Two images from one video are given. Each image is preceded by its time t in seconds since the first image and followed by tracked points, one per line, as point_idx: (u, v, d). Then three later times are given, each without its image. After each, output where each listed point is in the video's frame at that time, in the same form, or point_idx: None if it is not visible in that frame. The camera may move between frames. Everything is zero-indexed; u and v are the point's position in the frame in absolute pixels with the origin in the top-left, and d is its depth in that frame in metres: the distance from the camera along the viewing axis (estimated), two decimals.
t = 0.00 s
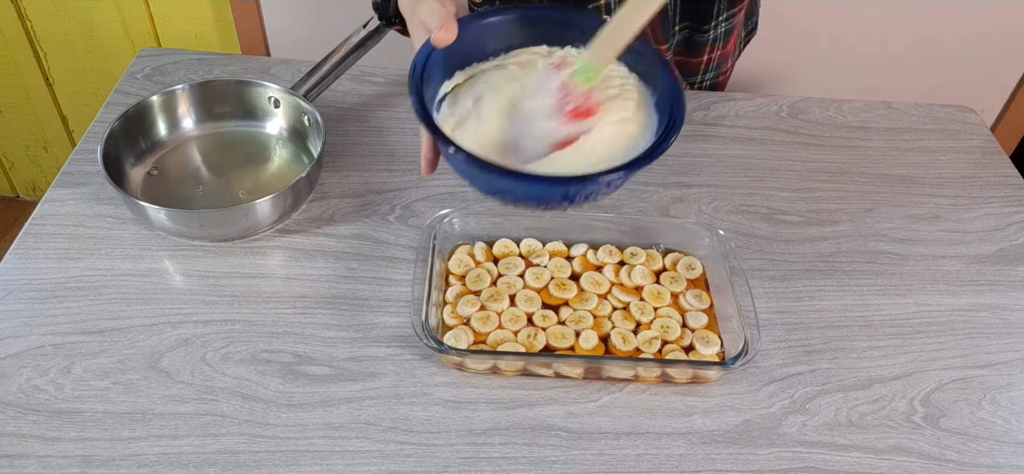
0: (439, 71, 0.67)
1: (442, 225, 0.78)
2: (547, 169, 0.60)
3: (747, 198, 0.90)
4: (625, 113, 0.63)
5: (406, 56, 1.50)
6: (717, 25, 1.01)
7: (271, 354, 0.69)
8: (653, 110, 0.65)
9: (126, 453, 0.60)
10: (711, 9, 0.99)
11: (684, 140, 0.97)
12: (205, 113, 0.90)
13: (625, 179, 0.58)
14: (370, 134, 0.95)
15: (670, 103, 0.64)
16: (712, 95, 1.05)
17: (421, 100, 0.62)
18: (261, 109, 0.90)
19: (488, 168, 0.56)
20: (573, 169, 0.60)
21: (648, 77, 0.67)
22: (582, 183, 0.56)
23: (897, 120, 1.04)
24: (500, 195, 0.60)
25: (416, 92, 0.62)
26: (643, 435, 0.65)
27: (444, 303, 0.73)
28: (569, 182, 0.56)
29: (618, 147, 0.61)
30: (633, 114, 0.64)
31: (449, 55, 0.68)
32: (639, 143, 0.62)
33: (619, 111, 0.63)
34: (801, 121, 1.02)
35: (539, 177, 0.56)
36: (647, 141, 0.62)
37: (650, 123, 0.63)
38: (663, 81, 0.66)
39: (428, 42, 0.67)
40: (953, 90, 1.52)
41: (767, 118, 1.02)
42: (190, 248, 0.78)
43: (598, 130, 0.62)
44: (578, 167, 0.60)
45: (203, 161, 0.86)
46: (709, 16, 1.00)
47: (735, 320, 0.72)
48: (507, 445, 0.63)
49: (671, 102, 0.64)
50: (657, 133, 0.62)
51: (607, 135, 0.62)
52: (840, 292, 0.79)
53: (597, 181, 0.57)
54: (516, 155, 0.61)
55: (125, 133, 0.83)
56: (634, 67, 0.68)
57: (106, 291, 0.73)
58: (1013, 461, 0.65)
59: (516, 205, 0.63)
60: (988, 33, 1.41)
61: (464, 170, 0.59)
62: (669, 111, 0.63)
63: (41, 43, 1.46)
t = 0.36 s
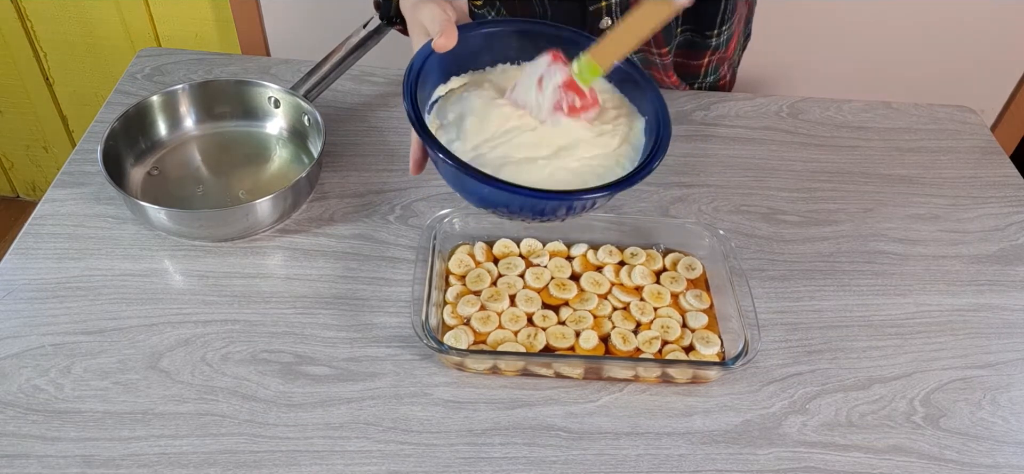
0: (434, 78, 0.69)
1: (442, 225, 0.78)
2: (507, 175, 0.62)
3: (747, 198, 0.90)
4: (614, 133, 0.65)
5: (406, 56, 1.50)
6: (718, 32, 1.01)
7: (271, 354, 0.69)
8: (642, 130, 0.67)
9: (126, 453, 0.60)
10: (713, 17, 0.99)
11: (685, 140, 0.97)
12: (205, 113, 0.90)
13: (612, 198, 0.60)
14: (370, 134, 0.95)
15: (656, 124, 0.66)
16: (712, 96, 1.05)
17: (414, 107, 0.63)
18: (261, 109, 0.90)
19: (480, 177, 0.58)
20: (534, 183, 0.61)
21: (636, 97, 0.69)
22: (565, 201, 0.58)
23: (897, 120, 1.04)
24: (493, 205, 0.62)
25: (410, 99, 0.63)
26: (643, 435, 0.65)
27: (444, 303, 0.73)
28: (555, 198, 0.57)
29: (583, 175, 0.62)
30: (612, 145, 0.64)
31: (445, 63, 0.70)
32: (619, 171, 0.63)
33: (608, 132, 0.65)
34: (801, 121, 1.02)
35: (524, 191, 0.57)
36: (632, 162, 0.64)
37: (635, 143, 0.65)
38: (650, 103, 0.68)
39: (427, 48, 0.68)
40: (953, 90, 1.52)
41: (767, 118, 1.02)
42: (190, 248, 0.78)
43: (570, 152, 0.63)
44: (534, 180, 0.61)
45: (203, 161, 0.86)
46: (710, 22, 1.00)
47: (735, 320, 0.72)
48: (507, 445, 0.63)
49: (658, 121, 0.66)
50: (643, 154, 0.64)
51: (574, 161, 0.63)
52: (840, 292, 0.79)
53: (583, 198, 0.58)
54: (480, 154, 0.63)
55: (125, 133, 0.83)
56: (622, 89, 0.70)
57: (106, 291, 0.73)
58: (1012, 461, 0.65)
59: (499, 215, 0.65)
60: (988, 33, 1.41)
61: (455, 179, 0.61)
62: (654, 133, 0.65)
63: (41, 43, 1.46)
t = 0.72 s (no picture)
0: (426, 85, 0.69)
1: (442, 225, 0.78)
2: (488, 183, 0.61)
3: (747, 198, 0.90)
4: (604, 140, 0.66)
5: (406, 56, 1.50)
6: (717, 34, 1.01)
7: (271, 354, 0.69)
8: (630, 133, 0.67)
9: (126, 453, 0.60)
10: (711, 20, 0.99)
11: (685, 140, 0.97)
12: (205, 113, 0.90)
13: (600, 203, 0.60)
14: (370, 134, 0.95)
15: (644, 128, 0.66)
16: (712, 95, 1.05)
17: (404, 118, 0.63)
18: (261, 109, 0.90)
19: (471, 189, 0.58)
20: (516, 189, 0.61)
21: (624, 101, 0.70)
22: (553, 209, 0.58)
23: (897, 120, 1.04)
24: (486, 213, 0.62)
25: (400, 108, 0.64)
26: (643, 435, 0.65)
27: (444, 303, 0.73)
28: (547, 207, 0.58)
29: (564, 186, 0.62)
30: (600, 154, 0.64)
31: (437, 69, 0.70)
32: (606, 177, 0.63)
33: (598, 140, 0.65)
34: (801, 121, 1.02)
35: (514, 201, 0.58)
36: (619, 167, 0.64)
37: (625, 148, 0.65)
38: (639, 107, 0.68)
39: (417, 57, 0.69)
40: (953, 89, 1.52)
41: (767, 118, 1.02)
42: (190, 247, 0.78)
43: (552, 161, 0.63)
44: (514, 188, 0.61)
45: (203, 161, 0.86)
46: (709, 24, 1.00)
47: (735, 320, 0.72)
48: (507, 445, 0.63)
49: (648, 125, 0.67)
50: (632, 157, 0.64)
51: (556, 171, 0.62)
52: (840, 292, 0.79)
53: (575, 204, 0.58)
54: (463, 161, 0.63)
55: (125, 133, 0.83)
56: (611, 92, 0.70)
57: (106, 291, 0.73)
58: (1013, 461, 0.65)
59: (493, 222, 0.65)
60: (988, 33, 1.41)
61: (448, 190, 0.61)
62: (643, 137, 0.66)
63: (41, 43, 1.46)
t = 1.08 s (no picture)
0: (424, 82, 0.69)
1: (442, 226, 0.78)
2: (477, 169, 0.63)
3: (747, 198, 0.90)
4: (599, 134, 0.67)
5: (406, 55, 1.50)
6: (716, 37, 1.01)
7: (271, 354, 0.69)
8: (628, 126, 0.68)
9: (126, 453, 0.60)
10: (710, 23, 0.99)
11: (685, 141, 0.97)
12: (205, 113, 0.90)
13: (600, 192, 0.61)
14: (370, 134, 0.95)
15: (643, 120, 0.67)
16: (712, 95, 1.05)
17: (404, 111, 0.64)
18: (261, 109, 0.90)
19: (475, 180, 0.59)
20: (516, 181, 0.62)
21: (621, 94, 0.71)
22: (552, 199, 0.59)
23: (897, 120, 1.04)
24: (487, 205, 0.62)
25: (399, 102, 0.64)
26: (643, 435, 0.65)
27: (444, 303, 0.73)
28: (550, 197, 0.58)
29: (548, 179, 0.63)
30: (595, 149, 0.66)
31: (435, 67, 0.71)
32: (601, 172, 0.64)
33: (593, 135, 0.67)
34: (801, 121, 1.02)
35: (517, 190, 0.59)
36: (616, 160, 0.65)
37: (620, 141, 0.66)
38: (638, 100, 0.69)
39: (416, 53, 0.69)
40: (954, 89, 1.52)
41: (767, 118, 1.02)
42: (190, 248, 0.78)
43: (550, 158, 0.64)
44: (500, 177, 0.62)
45: (203, 161, 0.86)
46: (708, 27, 1.00)
47: (735, 320, 0.72)
48: (507, 445, 0.63)
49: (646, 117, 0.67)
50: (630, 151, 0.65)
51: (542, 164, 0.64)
52: (840, 292, 0.79)
53: (574, 194, 0.59)
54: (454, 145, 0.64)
55: (125, 133, 0.83)
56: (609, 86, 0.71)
57: (106, 291, 0.73)
58: (1013, 461, 0.65)
59: (493, 213, 0.65)
60: (988, 32, 1.41)
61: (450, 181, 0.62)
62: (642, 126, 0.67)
63: (41, 43, 1.46)
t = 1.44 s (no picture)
0: (428, 79, 0.70)
1: (442, 225, 0.78)
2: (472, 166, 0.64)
3: (747, 198, 0.90)
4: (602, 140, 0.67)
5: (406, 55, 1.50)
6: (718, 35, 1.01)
7: (271, 354, 0.69)
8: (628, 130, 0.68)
9: (126, 453, 0.60)
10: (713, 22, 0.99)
11: (685, 140, 0.97)
12: (205, 113, 0.90)
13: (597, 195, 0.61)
14: (370, 134, 0.95)
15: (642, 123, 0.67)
16: (712, 95, 1.05)
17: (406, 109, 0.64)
18: (261, 109, 0.90)
19: (471, 178, 0.59)
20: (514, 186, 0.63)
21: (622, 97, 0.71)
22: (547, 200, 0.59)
23: (897, 120, 1.04)
24: (487, 204, 0.62)
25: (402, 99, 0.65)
26: (643, 435, 0.65)
27: (444, 303, 0.73)
28: (544, 197, 0.59)
29: (536, 181, 0.63)
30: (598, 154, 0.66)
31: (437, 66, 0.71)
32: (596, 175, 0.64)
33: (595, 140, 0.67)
34: (801, 121, 1.02)
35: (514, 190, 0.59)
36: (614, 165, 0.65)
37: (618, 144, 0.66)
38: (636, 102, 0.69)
39: (419, 52, 0.69)
40: (954, 89, 1.52)
41: (767, 118, 1.02)
42: (190, 248, 0.78)
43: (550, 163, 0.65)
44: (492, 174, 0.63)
45: (203, 161, 0.86)
46: (710, 27, 1.00)
47: (735, 320, 0.72)
48: (508, 445, 0.63)
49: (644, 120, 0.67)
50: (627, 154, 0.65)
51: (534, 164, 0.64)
52: (840, 292, 0.79)
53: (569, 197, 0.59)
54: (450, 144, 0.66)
55: (125, 133, 0.83)
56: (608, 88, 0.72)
57: (106, 291, 0.73)
58: (1013, 461, 0.65)
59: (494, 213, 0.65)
60: (988, 32, 1.41)
61: (449, 180, 0.62)
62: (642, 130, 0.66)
63: (41, 43, 1.46)
